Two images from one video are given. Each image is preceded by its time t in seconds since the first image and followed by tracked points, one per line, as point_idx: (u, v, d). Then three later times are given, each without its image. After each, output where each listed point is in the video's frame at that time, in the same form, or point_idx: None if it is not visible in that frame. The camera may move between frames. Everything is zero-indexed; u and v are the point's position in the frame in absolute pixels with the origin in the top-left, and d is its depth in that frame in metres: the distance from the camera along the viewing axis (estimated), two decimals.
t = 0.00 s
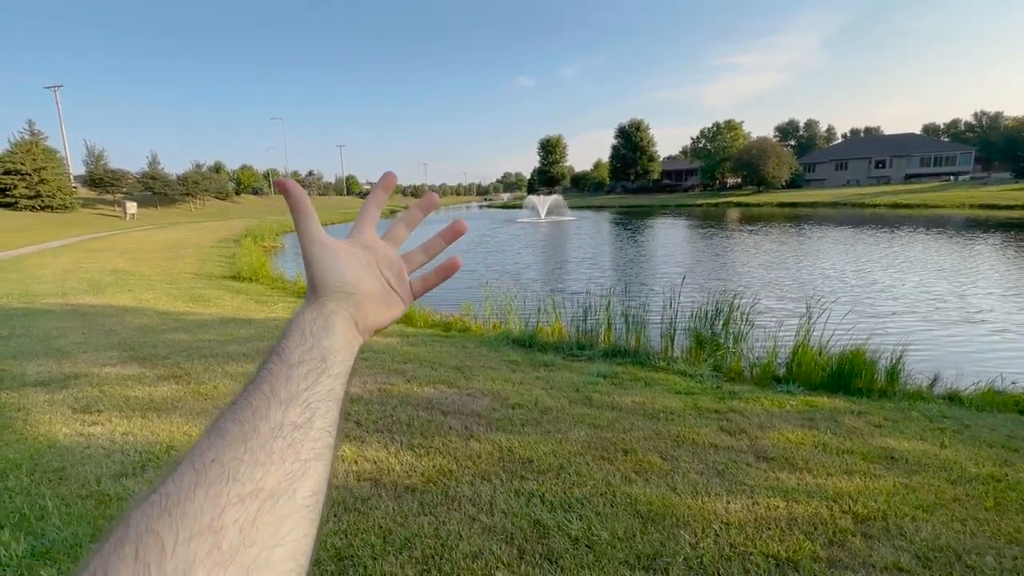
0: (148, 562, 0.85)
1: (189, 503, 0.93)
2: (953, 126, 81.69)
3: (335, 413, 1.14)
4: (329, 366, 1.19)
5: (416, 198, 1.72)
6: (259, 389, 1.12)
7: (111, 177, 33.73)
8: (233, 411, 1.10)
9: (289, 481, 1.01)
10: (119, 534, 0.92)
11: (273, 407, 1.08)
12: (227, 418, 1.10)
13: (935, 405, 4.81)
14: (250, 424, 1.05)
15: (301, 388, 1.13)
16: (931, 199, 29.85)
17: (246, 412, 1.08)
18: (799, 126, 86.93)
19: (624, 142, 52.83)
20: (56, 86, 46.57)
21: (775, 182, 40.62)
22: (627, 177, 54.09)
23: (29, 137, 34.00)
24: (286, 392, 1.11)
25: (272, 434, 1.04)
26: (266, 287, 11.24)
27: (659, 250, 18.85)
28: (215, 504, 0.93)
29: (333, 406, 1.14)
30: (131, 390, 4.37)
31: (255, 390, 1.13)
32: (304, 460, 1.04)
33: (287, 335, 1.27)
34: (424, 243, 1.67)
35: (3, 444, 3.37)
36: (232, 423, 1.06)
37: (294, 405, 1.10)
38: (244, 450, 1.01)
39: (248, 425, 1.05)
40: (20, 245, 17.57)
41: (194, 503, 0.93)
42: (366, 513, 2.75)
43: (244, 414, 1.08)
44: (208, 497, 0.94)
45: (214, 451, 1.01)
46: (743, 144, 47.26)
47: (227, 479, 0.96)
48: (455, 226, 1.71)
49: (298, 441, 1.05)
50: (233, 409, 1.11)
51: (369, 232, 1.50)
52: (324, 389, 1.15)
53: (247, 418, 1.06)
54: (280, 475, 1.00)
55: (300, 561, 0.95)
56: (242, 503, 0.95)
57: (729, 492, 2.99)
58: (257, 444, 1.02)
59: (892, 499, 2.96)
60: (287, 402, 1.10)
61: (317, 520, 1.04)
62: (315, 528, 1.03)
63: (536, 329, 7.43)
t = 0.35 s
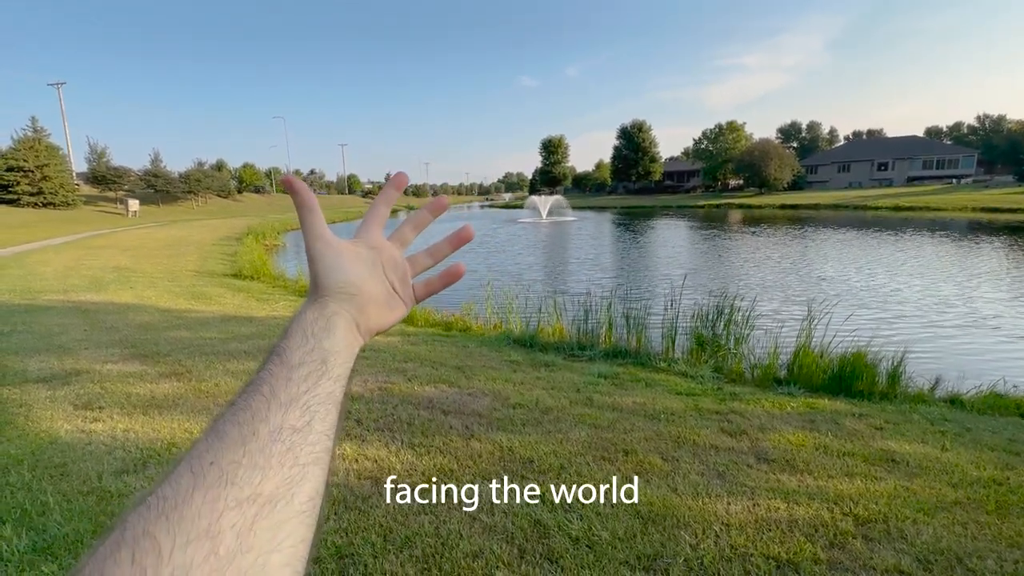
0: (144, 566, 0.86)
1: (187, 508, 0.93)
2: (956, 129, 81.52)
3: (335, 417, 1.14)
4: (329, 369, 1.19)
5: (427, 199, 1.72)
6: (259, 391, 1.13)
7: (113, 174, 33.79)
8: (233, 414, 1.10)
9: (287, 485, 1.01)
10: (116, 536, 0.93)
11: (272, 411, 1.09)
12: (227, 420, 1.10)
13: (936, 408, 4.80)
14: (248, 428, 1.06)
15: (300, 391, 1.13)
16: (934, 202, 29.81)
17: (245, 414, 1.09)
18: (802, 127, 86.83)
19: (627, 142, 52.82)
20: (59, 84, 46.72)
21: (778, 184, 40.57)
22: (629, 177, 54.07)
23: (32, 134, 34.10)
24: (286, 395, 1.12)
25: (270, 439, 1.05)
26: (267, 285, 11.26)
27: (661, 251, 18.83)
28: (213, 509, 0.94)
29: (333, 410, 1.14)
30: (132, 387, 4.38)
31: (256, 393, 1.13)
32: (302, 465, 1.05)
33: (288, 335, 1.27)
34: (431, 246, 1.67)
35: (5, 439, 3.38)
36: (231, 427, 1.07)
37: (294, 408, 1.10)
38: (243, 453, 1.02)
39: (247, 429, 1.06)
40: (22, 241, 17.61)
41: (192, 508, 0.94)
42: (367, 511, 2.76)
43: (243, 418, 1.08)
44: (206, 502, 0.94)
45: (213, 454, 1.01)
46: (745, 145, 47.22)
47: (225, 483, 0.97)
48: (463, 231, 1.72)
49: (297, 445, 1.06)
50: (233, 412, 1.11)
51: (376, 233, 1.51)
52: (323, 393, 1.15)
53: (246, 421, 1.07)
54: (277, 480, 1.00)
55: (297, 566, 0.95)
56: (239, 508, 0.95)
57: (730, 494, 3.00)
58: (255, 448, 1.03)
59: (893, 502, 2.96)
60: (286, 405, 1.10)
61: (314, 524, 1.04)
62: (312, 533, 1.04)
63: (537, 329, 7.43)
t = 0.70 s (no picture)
0: (141, 565, 0.86)
1: (185, 507, 0.94)
2: (954, 133, 81.69)
3: (333, 416, 1.15)
4: (328, 367, 1.20)
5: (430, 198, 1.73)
6: (258, 389, 1.14)
7: (112, 172, 33.77)
8: (231, 412, 1.11)
9: (285, 485, 1.02)
10: (113, 534, 0.93)
11: (271, 408, 1.09)
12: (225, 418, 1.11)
13: (934, 411, 4.81)
14: (246, 427, 1.06)
15: (298, 389, 1.14)
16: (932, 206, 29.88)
17: (244, 412, 1.09)
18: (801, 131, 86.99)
19: (626, 145, 52.87)
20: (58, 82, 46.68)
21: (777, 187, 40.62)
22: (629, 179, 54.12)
23: (31, 131, 34.06)
24: (285, 393, 1.12)
25: (268, 436, 1.05)
26: (266, 284, 11.26)
27: (660, 253, 18.86)
28: (211, 508, 0.94)
29: (331, 408, 1.15)
30: (131, 385, 4.38)
31: (254, 391, 1.14)
32: (301, 464, 1.05)
33: (287, 333, 1.28)
34: (432, 245, 1.68)
35: (2, 437, 3.38)
36: (229, 424, 1.07)
37: (292, 406, 1.11)
38: (241, 452, 1.02)
39: (245, 427, 1.06)
40: (21, 239, 17.60)
41: (190, 507, 0.94)
42: (365, 512, 2.76)
43: (241, 416, 1.08)
44: (204, 500, 0.95)
45: (210, 453, 1.02)
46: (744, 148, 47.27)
47: (224, 482, 0.97)
48: (465, 231, 1.72)
49: (296, 443, 1.06)
50: (230, 410, 1.11)
51: (378, 230, 1.52)
52: (322, 391, 1.16)
53: (244, 420, 1.07)
54: (275, 479, 1.01)
55: (293, 566, 0.96)
56: (237, 507, 0.96)
57: (727, 496, 3.00)
58: (253, 447, 1.03)
59: (890, 505, 2.97)
60: (284, 404, 1.11)
61: (310, 523, 1.04)
62: (308, 531, 1.04)
63: (536, 330, 7.44)
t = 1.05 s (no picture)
0: (134, 569, 0.86)
1: (176, 512, 0.94)
2: (947, 138, 82.29)
3: (326, 419, 1.15)
4: (322, 372, 1.20)
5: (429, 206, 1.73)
6: (251, 393, 1.14)
7: (107, 170, 33.64)
8: (223, 416, 1.11)
9: (278, 489, 1.02)
10: (105, 538, 0.93)
11: (264, 413, 1.09)
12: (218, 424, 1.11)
13: (926, 414, 4.84)
14: (239, 431, 1.06)
15: (291, 394, 1.14)
16: (925, 211, 30.11)
17: (237, 416, 1.09)
18: (796, 135, 87.58)
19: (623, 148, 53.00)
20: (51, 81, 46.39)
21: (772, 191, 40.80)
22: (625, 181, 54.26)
23: (24, 129, 33.87)
24: (279, 397, 1.13)
25: (261, 441, 1.05)
26: (262, 285, 11.23)
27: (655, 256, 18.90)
28: (203, 512, 0.94)
29: (324, 413, 1.16)
30: (123, 385, 4.36)
31: (246, 395, 1.14)
32: (295, 469, 1.06)
33: (281, 336, 1.28)
34: (428, 253, 1.68)
35: None
36: (222, 428, 1.07)
37: (285, 411, 1.11)
38: (233, 457, 1.02)
39: (238, 431, 1.06)
40: (13, 237, 17.49)
41: (183, 511, 0.94)
42: (359, 513, 2.75)
43: (233, 420, 1.09)
44: (196, 505, 0.94)
45: (202, 457, 1.02)
46: (740, 151, 47.48)
47: (215, 487, 0.97)
48: (462, 241, 1.73)
49: (289, 448, 1.07)
50: (223, 414, 1.12)
51: (375, 236, 1.52)
52: (315, 396, 1.16)
53: (237, 423, 1.07)
54: (267, 483, 1.01)
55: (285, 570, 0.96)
56: (229, 511, 0.96)
57: (722, 498, 3.01)
58: (246, 451, 1.03)
59: (883, 508, 2.99)
60: (276, 409, 1.11)
61: (303, 528, 1.04)
62: (301, 536, 1.04)
63: (532, 331, 7.46)
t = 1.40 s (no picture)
0: None
1: (163, 518, 0.94)
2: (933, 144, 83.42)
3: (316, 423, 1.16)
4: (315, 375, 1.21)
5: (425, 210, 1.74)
6: (242, 396, 1.14)
7: (94, 170, 33.36)
8: (212, 419, 1.11)
9: (267, 494, 1.02)
10: (89, 544, 0.92)
11: (257, 417, 1.10)
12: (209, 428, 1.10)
13: (913, 416, 4.91)
14: (232, 435, 1.06)
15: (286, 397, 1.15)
16: (914, 215, 30.46)
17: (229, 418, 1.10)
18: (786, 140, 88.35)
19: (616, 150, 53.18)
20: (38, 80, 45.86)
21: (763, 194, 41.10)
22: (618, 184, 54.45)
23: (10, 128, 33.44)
24: (270, 400, 1.13)
25: (253, 445, 1.06)
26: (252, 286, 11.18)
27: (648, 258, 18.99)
28: (190, 518, 0.94)
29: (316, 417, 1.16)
30: (110, 388, 4.33)
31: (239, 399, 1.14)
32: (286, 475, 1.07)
33: (273, 337, 1.28)
34: (425, 257, 1.69)
35: None
36: (214, 431, 1.08)
37: (276, 414, 1.12)
38: (223, 460, 1.03)
39: (230, 435, 1.07)
40: None
41: (169, 518, 0.94)
42: (350, 517, 2.75)
43: (223, 425, 1.09)
44: (184, 511, 0.95)
45: (194, 460, 1.02)
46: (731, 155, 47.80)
47: (204, 492, 0.97)
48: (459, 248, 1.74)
49: (281, 452, 1.07)
50: (212, 417, 1.12)
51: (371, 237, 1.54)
52: (307, 399, 1.16)
53: (227, 427, 1.08)
54: (257, 488, 1.01)
55: None
56: (217, 518, 0.96)
57: (713, 500, 3.04)
58: (239, 454, 1.04)
59: (872, 509, 3.03)
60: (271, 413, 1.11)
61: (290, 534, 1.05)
62: (289, 542, 1.05)
63: (525, 334, 7.47)
